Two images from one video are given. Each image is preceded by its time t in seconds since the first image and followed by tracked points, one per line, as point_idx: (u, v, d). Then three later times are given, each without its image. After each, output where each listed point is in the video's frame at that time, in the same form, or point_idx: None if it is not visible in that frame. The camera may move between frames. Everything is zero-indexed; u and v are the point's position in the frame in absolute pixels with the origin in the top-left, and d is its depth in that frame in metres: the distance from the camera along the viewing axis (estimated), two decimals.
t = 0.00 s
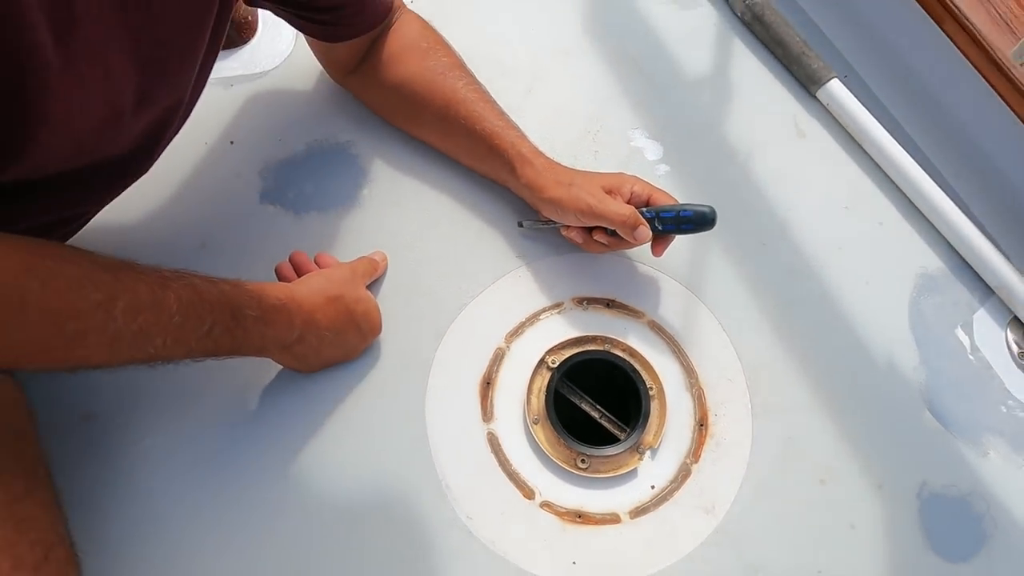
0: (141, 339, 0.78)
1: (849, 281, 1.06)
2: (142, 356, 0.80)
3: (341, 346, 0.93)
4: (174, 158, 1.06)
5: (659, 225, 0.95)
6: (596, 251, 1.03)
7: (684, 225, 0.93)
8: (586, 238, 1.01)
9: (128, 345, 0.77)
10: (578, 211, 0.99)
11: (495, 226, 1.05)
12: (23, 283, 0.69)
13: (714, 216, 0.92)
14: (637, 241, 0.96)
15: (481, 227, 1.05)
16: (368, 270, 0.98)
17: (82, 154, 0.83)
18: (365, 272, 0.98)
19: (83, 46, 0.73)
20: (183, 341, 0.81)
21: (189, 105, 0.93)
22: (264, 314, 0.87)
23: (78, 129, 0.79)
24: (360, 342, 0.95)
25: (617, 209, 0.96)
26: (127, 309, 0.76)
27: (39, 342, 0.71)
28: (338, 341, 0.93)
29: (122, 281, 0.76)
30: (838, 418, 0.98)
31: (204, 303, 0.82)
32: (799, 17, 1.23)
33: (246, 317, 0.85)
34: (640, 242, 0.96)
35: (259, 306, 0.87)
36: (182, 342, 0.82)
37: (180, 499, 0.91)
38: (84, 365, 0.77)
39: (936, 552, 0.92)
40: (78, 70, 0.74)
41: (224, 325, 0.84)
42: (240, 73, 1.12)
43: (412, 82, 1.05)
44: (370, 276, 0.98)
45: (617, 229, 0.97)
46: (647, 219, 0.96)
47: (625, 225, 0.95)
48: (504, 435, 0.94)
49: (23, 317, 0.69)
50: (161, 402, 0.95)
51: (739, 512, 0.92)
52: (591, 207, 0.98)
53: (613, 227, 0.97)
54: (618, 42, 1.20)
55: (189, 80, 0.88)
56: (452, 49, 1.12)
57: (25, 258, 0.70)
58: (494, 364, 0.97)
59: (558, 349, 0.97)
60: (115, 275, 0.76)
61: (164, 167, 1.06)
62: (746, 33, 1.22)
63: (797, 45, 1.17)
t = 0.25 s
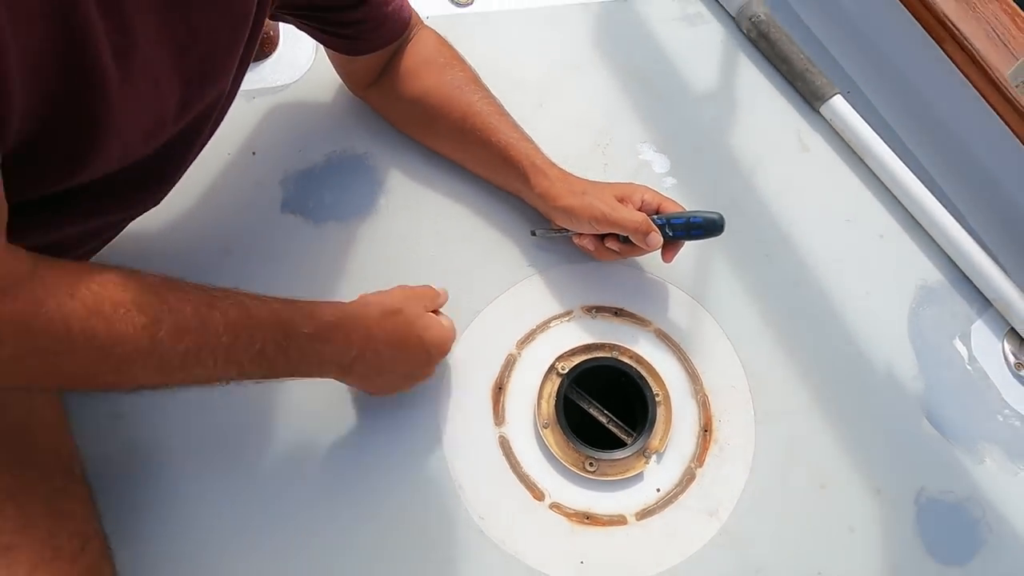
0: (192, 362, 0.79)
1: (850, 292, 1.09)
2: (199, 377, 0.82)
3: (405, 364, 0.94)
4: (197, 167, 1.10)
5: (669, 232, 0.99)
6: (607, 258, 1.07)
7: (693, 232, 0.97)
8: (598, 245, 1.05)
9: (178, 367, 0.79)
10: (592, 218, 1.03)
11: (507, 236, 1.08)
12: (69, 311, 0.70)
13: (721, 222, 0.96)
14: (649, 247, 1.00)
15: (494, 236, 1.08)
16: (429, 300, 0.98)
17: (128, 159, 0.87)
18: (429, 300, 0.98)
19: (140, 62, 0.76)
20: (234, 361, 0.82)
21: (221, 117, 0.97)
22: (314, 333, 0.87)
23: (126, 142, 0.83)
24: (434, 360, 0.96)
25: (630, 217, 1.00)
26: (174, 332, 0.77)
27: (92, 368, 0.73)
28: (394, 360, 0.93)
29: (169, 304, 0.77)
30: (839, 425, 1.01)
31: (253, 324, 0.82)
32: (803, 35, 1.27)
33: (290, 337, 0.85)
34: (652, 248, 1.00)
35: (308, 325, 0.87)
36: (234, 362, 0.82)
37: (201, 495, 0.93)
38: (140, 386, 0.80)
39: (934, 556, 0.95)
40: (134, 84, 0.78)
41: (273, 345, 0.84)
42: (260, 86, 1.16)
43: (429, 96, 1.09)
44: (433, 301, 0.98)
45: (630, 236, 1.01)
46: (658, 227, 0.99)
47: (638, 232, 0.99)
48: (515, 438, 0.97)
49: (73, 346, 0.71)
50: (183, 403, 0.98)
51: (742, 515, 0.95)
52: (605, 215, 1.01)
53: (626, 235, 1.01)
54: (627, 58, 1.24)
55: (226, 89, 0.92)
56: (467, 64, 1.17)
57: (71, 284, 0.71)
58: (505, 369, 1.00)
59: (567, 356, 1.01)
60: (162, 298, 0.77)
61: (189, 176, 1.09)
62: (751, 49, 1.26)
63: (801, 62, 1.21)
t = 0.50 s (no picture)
0: (337, 377, 0.78)
1: (856, 299, 1.11)
2: (343, 400, 0.80)
3: (538, 404, 0.89)
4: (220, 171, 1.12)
5: (678, 238, 1.02)
6: (617, 265, 1.09)
7: (702, 237, 1.00)
8: (609, 251, 1.08)
9: (320, 385, 0.78)
10: (604, 225, 1.06)
11: (519, 242, 1.11)
12: (213, 314, 0.73)
13: (730, 230, 0.99)
14: (659, 253, 1.03)
15: (506, 241, 1.11)
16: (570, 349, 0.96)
17: (157, 162, 0.88)
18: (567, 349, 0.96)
19: (181, 66, 0.79)
20: (381, 380, 0.81)
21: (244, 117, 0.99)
22: (455, 358, 0.86)
23: (164, 141, 0.85)
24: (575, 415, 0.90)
25: (642, 224, 1.03)
26: (316, 343, 0.78)
27: (230, 378, 0.74)
28: (516, 392, 0.88)
29: (298, 317, 0.78)
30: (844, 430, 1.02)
31: (388, 344, 0.82)
32: (812, 45, 1.29)
33: (457, 363, 0.85)
34: (661, 254, 1.03)
35: (449, 349, 0.86)
36: (380, 382, 0.81)
37: (221, 494, 0.96)
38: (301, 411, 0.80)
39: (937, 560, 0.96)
40: (176, 85, 0.80)
41: (417, 365, 0.83)
42: (280, 91, 1.19)
43: (444, 103, 1.12)
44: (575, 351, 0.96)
45: (641, 242, 1.04)
46: (668, 232, 1.03)
47: (649, 238, 1.02)
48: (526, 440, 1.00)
49: (222, 350, 0.73)
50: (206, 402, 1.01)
51: (749, 518, 0.97)
52: (618, 222, 1.04)
53: (637, 241, 1.04)
54: (638, 67, 1.26)
55: (251, 95, 0.94)
56: (482, 72, 1.19)
57: (220, 293, 0.75)
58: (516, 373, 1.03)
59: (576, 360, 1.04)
60: (293, 311, 0.79)
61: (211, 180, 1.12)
62: (760, 59, 1.28)
63: (809, 72, 1.22)
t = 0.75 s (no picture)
0: (399, 366, 0.79)
1: (864, 305, 1.11)
2: (401, 391, 0.81)
3: (580, 388, 0.89)
4: (235, 173, 1.13)
5: (689, 243, 1.04)
6: (625, 270, 1.11)
7: (712, 243, 1.01)
8: (618, 256, 1.09)
9: (382, 376, 0.79)
10: (615, 230, 1.07)
11: (529, 245, 1.12)
12: (285, 309, 0.75)
13: (740, 238, 1.00)
14: (668, 259, 1.05)
15: (517, 245, 1.12)
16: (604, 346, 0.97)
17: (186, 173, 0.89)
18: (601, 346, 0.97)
19: (214, 73, 0.80)
20: (436, 370, 0.81)
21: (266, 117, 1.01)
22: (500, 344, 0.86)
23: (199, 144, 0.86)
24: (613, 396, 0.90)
25: (652, 229, 1.04)
26: (377, 334, 0.79)
27: (302, 371, 0.76)
28: (559, 376, 0.88)
29: (358, 309, 0.80)
30: (850, 436, 1.03)
31: (442, 335, 0.83)
32: (821, 53, 1.30)
33: (503, 353, 0.86)
34: (671, 259, 1.04)
35: (495, 339, 0.87)
36: (435, 373, 0.82)
37: (233, 492, 0.97)
38: (363, 403, 0.81)
39: (943, 566, 0.97)
40: (211, 90, 0.81)
41: (467, 354, 0.84)
42: (294, 95, 1.20)
43: (456, 108, 1.13)
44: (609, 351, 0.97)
45: (651, 247, 1.05)
46: (678, 238, 1.04)
47: (659, 244, 1.03)
48: (535, 442, 1.01)
49: (292, 341, 0.75)
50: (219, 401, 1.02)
51: (755, 523, 0.97)
52: (629, 227, 1.06)
53: (647, 246, 1.05)
54: (649, 73, 1.27)
55: (272, 101, 0.96)
56: (493, 77, 1.20)
57: (287, 287, 0.76)
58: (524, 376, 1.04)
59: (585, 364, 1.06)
60: (355, 305, 0.80)
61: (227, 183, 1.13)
62: (769, 67, 1.29)
63: (818, 80, 1.23)
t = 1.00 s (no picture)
0: (425, 388, 0.80)
1: (867, 312, 1.12)
2: (425, 412, 0.82)
3: (603, 423, 0.90)
4: (245, 175, 1.15)
5: (693, 250, 1.05)
6: (629, 274, 1.12)
7: (717, 251, 1.03)
8: (622, 261, 1.10)
9: (408, 398, 0.80)
10: (620, 235, 1.08)
11: (535, 249, 1.13)
12: (311, 321, 0.76)
13: (744, 244, 1.02)
14: (672, 264, 1.06)
15: (524, 249, 1.13)
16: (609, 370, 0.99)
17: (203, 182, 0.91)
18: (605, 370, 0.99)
19: (232, 82, 0.82)
20: (461, 395, 0.82)
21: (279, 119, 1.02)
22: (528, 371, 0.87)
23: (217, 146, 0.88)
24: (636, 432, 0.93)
25: (656, 235, 1.05)
26: (405, 353, 0.80)
27: (325, 382, 0.77)
28: (583, 410, 0.89)
29: (386, 327, 0.80)
30: (853, 442, 1.04)
31: (471, 358, 0.84)
32: (826, 62, 1.31)
33: (530, 382, 0.87)
34: (675, 265, 1.05)
35: (523, 365, 0.87)
36: (460, 398, 0.82)
37: (240, 490, 0.99)
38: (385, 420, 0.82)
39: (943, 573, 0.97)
40: (226, 93, 0.82)
41: (496, 381, 0.84)
42: (303, 99, 1.21)
43: (464, 113, 1.14)
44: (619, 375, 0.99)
45: (655, 252, 1.06)
46: (682, 244, 1.05)
47: (663, 249, 1.05)
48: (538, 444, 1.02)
49: (313, 354, 0.76)
50: (227, 400, 1.04)
51: (756, 526, 0.98)
52: (634, 232, 1.07)
53: (651, 251, 1.06)
54: (655, 79, 1.28)
55: (282, 105, 0.97)
56: (500, 82, 1.22)
57: (317, 301, 0.77)
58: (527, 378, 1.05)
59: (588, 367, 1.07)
60: (383, 321, 0.81)
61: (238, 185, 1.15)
62: (775, 74, 1.30)
63: (823, 88, 1.24)
